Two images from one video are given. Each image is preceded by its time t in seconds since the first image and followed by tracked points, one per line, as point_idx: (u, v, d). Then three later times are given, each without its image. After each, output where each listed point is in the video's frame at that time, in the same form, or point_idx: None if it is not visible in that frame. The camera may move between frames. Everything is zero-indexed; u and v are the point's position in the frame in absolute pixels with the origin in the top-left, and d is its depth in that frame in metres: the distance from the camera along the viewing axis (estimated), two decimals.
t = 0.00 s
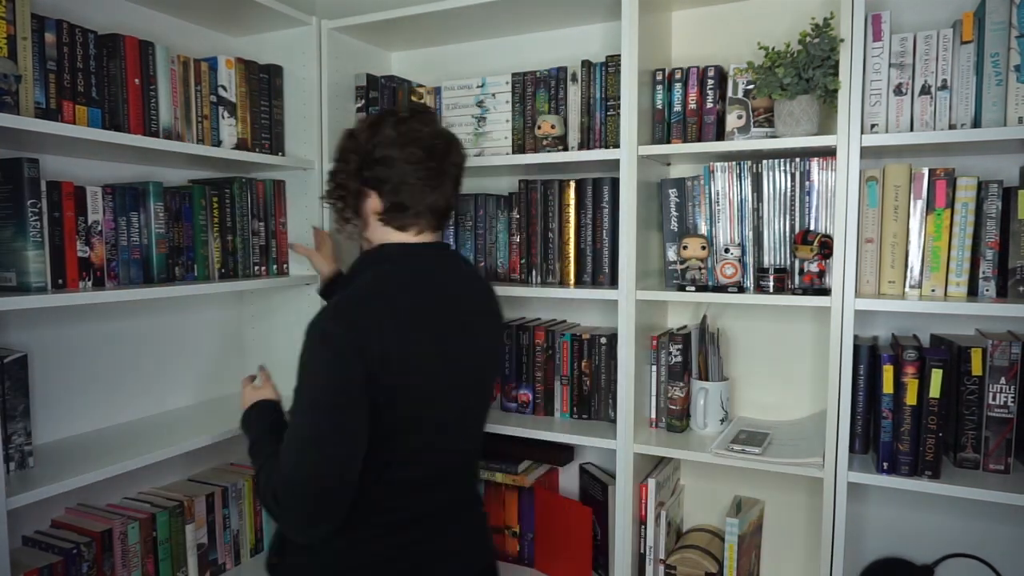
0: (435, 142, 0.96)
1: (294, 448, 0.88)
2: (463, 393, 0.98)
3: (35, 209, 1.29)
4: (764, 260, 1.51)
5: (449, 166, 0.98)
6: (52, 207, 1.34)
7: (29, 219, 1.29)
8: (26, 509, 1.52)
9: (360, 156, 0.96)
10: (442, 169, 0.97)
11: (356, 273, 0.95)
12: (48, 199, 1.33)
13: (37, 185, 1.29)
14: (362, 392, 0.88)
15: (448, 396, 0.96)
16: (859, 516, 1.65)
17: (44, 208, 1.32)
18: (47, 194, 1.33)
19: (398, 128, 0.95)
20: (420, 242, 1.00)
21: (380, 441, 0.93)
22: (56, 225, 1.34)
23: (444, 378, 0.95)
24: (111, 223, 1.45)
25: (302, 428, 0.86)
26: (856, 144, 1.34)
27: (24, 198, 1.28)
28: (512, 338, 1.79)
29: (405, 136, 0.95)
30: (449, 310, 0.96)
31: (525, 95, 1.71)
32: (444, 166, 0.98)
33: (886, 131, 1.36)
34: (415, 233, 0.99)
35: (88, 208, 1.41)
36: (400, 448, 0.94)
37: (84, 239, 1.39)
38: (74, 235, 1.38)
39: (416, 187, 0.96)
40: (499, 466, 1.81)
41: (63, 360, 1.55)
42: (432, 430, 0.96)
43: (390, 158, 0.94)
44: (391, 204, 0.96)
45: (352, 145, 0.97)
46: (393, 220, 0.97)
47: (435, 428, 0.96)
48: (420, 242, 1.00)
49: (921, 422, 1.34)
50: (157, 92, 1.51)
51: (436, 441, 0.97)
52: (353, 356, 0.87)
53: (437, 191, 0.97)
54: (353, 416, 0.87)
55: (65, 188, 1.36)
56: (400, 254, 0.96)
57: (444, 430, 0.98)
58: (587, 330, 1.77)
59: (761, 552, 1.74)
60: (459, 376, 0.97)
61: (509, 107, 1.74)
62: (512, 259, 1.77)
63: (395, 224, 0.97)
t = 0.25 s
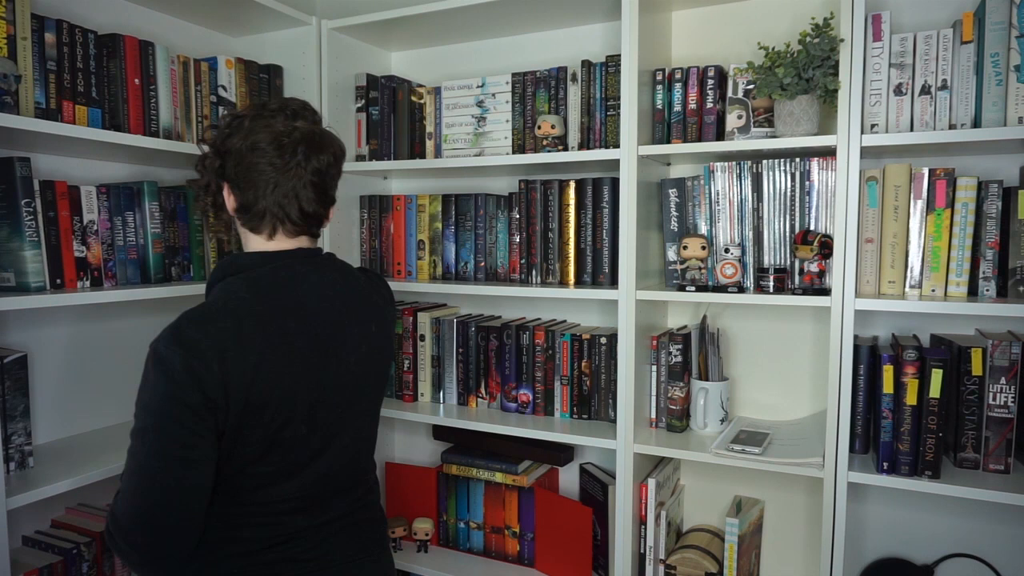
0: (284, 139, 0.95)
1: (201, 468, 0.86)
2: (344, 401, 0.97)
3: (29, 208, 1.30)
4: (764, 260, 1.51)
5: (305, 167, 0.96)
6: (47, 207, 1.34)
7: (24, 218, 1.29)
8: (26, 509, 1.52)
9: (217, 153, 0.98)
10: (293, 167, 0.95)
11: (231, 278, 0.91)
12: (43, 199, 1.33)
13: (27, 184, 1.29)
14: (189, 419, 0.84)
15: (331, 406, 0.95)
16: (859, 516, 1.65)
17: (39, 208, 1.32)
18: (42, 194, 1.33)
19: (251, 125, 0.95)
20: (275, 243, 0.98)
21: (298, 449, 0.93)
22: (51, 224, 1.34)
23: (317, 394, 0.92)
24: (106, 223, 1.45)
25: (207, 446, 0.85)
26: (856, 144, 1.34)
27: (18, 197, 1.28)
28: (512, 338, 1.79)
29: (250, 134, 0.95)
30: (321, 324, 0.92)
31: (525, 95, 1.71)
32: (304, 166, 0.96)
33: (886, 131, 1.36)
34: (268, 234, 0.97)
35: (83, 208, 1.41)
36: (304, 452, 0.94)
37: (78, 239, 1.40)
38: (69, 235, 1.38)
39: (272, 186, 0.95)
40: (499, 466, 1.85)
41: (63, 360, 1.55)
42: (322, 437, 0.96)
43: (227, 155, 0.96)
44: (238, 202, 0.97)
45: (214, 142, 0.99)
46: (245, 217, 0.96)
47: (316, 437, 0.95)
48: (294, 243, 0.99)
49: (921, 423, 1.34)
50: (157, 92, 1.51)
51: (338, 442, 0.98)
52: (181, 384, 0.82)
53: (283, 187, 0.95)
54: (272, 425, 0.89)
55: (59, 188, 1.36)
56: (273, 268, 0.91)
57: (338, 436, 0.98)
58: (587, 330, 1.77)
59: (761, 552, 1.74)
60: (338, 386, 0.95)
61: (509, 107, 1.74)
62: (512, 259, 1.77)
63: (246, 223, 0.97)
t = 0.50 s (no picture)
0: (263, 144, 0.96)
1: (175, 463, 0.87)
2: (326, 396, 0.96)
3: (28, 208, 1.30)
4: (764, 260, 1.51)
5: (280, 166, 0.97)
6: (46, 207, 1.34)
7: (23, 218, 1.29)
8: (26, 510, 1.52)
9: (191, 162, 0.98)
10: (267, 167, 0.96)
11: (207, 275, 0.92)
12: (43, 199, 1.33)
13: (27, 184, 1.29)
14: (168, 410, 0.85)
15: (312, 401, 0.95)
16: (859, 516, 1.65)
17: (39, 208, 1.32)
18: (41, 194, 1.33)
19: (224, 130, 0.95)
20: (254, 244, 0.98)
21: (282, 445, 0.93)
22: (50, 225, 1.34)
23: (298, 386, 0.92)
24: (106, 223, 1.45)
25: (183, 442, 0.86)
26: (856, 144, 1.34)
27: (18, 197, 1.28)
28: (512, 338, 1.79)
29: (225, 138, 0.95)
30: (299, 316, 0.93)
31: (525, 95, 1.71)
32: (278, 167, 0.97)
33: (886, 131, 1.36)
34: (248, 236, 0.98)
35: (83, 208, 1.41)
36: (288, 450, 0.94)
37: (78, 239, 1.39)
38: (69, 236, 1.38)
39: (249, 187, 0.95)
40: (499, 466, 1.85)
41: (62, 360, 1.55)
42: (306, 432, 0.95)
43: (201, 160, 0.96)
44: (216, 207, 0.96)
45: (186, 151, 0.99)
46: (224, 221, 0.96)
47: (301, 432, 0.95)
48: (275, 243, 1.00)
49: (921, 422, 1.34)
50: (157, 92, 1.51)
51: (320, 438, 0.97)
52: (158, 376, 0.83)
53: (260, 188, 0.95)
54: (246, 420, 0.89)
55: (59, 188, 1.36)
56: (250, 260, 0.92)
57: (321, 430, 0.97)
58: (587, 330, 1.77)
59: (761, 552, 1.75)
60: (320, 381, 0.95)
61: (509, 106, 1.73)
62: (512, 259, 1.77)
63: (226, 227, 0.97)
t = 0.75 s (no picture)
0: (466, 150, 1.09)
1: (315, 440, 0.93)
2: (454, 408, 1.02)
3: (28, 208, 1.30)
4: (764, 260, 1.51)
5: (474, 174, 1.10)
6: (46, 207, 1.34)
7: (23, 218, 1.29)
8: (26, 509, 1.52)
9: (405, 161, 1.06)
10: (472, 178, 1.10)
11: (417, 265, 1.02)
12: (43, 199, 1.33)
13: (27, 183, 1.29)
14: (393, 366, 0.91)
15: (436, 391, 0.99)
16: (859, 516, 1.65)
17: (39, 208, 1.32)
18: (41, 194, 1.33)
19: (433, 135, 1.06)
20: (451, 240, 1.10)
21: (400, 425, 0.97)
22: (51, 224, 1.34)
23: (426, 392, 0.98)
24: (106, 223, 1.45)
25: (333, 421, 0.92)
26: (856, 144, 1.34)
27: (18, 197, 1.28)
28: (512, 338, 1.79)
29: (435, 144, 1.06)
30: (461, 332, 0.99)
31: (525, 95, 1.71)
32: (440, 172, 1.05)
33: (886, 131, 1.36)
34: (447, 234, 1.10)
35: (83, 208, 1.41)
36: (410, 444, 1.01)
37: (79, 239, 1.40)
38: (69, 235, 1.38)
39: (450, 191, 1.07)
40: (499, 466, 1.82)
41: (63, 360, 1.55)
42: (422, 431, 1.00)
43: (429, 166, 1.05)
44: (427, 206, 1.07)
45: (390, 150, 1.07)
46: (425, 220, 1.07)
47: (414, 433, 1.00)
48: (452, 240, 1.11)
49: (921, 422, 1.34)
50: (157, 92, 1.51)
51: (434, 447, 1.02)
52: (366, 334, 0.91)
53: (471, 195, 1.10)
54: (389, 417, 0.92)
55: (59, 188, 1.36)
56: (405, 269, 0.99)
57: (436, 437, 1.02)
58: (587, 330, 1.77)
59: (761, 552, 1.75)
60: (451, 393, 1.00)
61: (509, 106, 1.73)
62: (512, 259, 1.77)
63: (428, 224, 1.08)
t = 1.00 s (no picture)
0: (396, 129, 0.99)
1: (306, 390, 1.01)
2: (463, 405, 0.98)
3: (29, 208, 1.30)
4: (764, 260, 1.51)
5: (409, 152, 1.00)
6: (47, 207, 1.34)
7: (24, 218, 1.29)
8: (26, 510, 1.52)
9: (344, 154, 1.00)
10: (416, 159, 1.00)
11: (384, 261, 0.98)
12: (43, 199, 1.33)
13: (27, 184, 1.29)
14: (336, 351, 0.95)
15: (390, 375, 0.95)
16: (859, 516, 1.65)
17: (39, 208, 1.32)
18: (41, 194, 1.33)
19: (361, 125, 0.99)
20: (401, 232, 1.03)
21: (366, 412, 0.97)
22: (51, 224, 1.34)
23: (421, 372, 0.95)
24: (106, 223, 1.45)
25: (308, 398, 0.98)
26: (856, 144, 1.34)
27: (18, 197, 1.28)
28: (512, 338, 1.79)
29: (365, 135, 0.98)
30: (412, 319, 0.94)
31: (525, 95, 1.71)
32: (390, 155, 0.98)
33: (886, 131, 1.36)
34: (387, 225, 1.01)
35: (83, 208, 1.41)
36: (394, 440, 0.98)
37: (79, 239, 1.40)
38: (69, 235, 1.38)
39: (386, 179, 0.99)
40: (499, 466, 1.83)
41: (63, 360, 1.55)
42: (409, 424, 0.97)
43: (357, 160, 0.98)
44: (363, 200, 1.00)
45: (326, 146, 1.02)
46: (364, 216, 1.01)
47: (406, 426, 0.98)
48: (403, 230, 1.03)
49: (921, 422, 1.34)
50: (157, 92, 1.51)
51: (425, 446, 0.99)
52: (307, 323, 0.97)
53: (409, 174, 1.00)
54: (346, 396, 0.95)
55: (59, 188, 1.36)
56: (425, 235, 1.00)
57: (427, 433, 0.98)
58: (587, 330, 1.77)
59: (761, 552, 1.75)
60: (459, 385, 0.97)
61: (509, 107, 1.74)
62: (512, 259, 1.77)
63: (368, 219, 1.01)
